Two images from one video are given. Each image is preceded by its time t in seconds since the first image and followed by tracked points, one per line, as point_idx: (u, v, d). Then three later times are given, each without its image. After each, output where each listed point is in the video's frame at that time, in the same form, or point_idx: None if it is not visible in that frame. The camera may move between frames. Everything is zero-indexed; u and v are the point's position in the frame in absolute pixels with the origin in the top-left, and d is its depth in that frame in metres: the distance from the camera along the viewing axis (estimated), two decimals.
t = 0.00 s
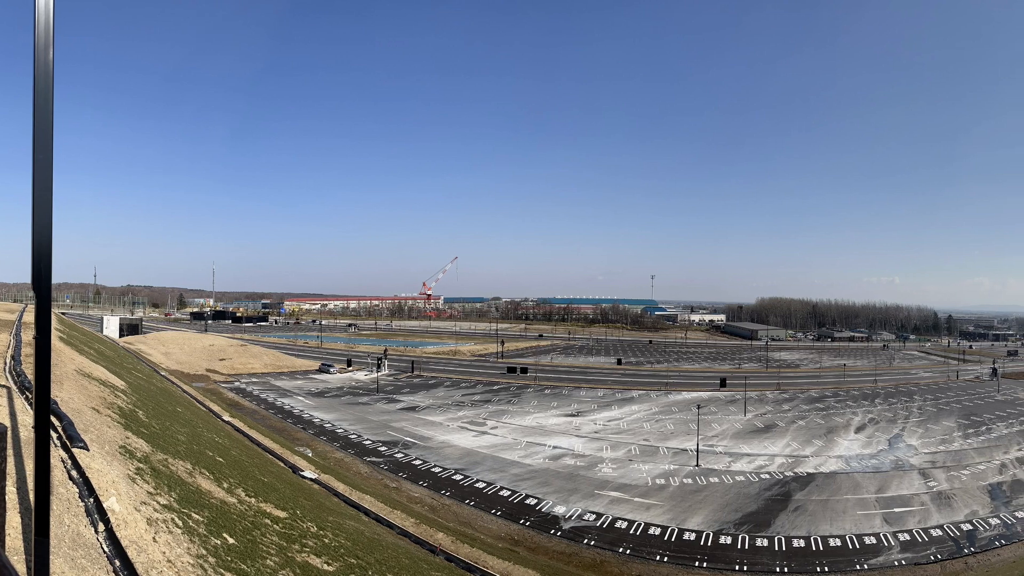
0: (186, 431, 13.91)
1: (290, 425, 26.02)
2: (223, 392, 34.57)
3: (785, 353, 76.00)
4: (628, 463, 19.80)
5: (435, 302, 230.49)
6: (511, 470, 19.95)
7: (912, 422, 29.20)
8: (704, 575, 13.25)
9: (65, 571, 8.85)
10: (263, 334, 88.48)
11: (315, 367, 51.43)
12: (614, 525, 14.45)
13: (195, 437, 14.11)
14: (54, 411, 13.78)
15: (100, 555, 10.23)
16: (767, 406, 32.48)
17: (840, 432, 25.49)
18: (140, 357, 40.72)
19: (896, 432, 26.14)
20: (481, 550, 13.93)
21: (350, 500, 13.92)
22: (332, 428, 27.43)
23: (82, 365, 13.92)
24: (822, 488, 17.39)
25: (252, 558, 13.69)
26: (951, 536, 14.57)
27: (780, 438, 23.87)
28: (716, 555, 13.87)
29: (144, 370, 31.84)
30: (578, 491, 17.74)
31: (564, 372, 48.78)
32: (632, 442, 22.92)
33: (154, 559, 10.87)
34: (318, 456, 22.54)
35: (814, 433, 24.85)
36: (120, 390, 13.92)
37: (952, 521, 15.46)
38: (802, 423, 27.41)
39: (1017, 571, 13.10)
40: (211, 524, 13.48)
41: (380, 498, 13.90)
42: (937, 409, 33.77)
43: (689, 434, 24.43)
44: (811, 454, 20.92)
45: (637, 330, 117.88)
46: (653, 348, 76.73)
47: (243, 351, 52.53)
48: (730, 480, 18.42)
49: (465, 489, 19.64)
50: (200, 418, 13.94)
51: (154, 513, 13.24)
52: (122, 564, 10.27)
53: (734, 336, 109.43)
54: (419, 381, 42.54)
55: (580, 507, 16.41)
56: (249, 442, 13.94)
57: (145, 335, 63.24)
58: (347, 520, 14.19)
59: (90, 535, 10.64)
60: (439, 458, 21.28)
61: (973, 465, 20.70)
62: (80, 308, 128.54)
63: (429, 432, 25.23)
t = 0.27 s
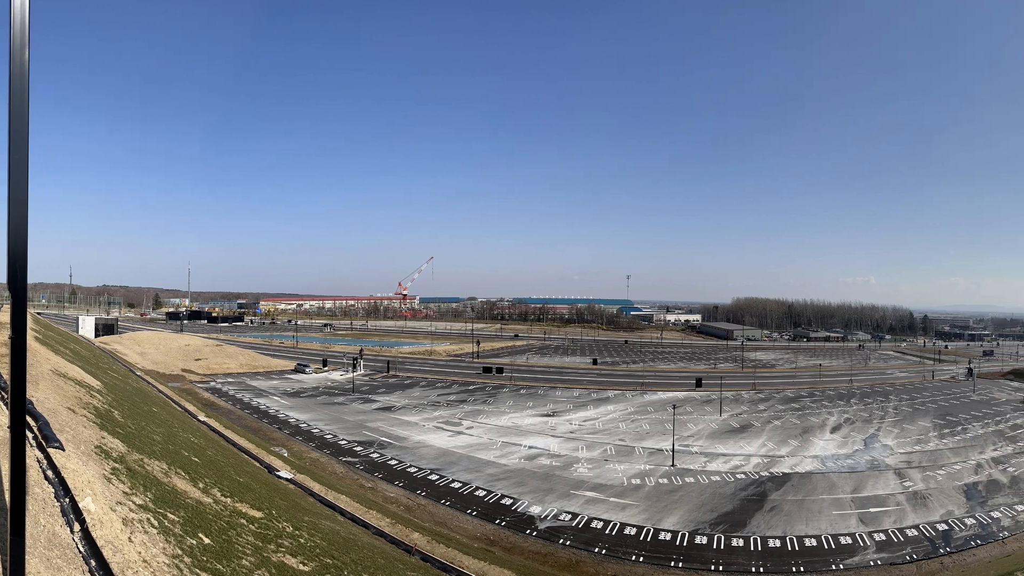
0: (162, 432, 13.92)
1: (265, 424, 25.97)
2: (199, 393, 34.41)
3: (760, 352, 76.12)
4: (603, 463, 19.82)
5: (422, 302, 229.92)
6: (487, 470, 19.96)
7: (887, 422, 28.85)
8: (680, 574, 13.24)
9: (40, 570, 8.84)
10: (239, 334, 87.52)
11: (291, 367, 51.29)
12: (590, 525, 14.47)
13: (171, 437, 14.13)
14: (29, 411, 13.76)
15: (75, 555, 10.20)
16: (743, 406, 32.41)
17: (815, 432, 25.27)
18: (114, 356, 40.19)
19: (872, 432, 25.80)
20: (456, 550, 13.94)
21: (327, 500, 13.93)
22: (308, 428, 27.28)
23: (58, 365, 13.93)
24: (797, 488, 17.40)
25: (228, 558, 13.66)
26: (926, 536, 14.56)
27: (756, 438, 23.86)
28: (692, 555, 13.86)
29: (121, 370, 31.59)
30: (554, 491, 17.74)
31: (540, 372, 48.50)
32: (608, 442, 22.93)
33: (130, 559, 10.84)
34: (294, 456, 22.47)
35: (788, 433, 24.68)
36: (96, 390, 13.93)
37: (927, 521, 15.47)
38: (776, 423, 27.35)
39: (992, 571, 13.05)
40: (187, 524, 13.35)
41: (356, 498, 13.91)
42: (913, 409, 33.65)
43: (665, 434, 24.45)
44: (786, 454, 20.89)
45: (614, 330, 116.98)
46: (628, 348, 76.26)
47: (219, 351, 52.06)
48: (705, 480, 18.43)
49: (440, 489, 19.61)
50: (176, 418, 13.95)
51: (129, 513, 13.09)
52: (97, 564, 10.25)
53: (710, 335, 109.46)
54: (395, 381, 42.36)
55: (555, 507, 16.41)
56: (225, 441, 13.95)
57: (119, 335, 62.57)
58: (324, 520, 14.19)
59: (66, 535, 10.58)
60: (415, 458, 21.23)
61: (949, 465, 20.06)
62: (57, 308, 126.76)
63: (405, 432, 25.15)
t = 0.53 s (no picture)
0: (138, 431, 13.92)
1: (241, 424, 25.86)
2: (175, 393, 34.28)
3: (736, 352, 75.91)
4: (579, 463, 19.80)
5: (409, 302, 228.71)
6: (463, 470, 19.95)
7: (863, 422, 28.64)
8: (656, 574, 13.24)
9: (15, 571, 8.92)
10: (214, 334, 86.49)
11: (266, 367, 50.90)
12: (566, 525, 14.48)
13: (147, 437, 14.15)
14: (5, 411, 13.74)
15: (51, 554, 10.27)
16: (719, 406, 32.35)
17: (791, 432, 25.13)
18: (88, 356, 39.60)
19: (849, 432, 25.53)
20: (432, 550, 13.94)
21: (303, 500, 13.93)
22: (284, 428, 27.10)
23: (34, 365, 13.93)
24: (773, 488, 17.40)
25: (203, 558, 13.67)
26: (902, 536, 14.57)
27: (732, 438, 23.81)
28: (668, 555, 13.86)
29: (97, 370, 31.39)
30: (530, 491, 17.71)
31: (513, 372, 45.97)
32: (584, 442, 22.90)
33: (106, 558, 10.87)
34: (270, 455, 22.38)
35: (764, 433, 24.64)
36: (72, 390, 13.94)
37: (902, 521, 15.47)
38: (752, 423, 27.28)
39: (968, 570, 13.05)
40: (163, 523, 13.20)
41: (332, 498, 13.91)
42: (889, 409, 33.57)
43: (641, 434, 24.43)
44: (762, 454, 20.88)
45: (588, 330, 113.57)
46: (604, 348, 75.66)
47: (195, 350, 51.63)
48: (680, 480, 18.42)
49: (416, 489, 19.54)
50: (152, 418, 13.95)
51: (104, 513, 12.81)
52: (74, 564, 10.34)
53: (686, 335, 108.80)
54: (371, 381, 42.08)
55: (531, 507, 16.39)
56: (201, 441, 13.95)
57: (94, 335, 62.05)
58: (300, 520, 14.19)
59: (42, 535, 10.61)
60: (391, 458, 21.15)
61: (924, 465, 19.88)
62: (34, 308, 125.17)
63: (381, 432, 25.02)
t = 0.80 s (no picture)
0: (113, 431, 13.90)
1: (216, 424, 25.79)
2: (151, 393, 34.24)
3: (711, 352, 75.81)
4: (554, 463, 19.82)
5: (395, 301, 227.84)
6: (439, 470, 19.95)
7: (839, 422, 28.58)
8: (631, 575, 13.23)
9: None
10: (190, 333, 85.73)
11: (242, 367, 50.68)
12: (541, 525, 14.48)
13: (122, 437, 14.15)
14: None
15: (26, 555, 10.01)
16: (695, 406, 32.38)
17: (767, 432, 25.13)
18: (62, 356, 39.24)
19: (824, 432, 25.57)
20: (407, 550, 13.94)
21: (278, 500, 13.96)
22: (259, 428, 26.98)
23: (9, 365, 13.92)
24: (749, 488, 17.41)
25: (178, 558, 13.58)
26: (877, 536, 14.58)
27: (707, 438, 23.82)
28: (644, 555, 13.85)
29: (72, 371, 31.22)
30: (505, 491, 17.72)
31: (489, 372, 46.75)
32: (559, 442, 22.91)
33: (82, 558, 10.58)
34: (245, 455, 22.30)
35: (739, 433, 24.68)
36: (47, 390, 13.93)
37: (878, 521, 15.48)
38: (728, 423, 27.31)
39: (944, 570, 13.04)
40: (139, 523, 13.15)
41: (308, 498, 13.92)
42: (864, 409, 33.58)
43: (616, 434, 24.45)
44: (737, 454, 20.90)
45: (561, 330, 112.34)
46: (579, 348, 75.25)
47: (171, 350, 51.37)
48: (656, 480, 18.43)
49: (392, 489, 19.49)
50: (127, 418, 13.97)
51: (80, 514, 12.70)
52: (49, 564, 10.10)
53: (660, 335, 108.59)
54: (347, 381, 41.95)
55: (506, 507, 16.40)
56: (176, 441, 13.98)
57: (70, 335, 61.95)
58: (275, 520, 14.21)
59: (16, 536, 10.41)
60: (366, 458, 21.10)
61: (899, 465, 19.82)
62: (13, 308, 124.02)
63: (356, 432, 24.94)
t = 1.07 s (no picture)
0: (89, 431, 13.91)
1: (191, 424, 25.73)
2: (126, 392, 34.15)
3: (687, 352, 75.64)
4: (530, 463, 19.82)
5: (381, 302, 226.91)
6: (414, 470, 19.92)
7: (814, 422, 28.54)
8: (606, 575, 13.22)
9: None
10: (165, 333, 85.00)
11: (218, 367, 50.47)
12: (517, 525, 14.46)
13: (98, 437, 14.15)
14: None
15: None
16: (670, 406, 32.36)
17: (742, 432, 25.13)
18: (36, 356, 38.89)
19: (800, 432, 25.55)
20: (383, 550, 13.93)
21: (254, 500, 13.93)
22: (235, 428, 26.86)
23: None
24: (724, 488, 17.41)
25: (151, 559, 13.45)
26: (853, 536, 14.58)
27: (683, 438, 23.81)
28: (619, 555, 13.86)
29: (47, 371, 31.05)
30: (481, 491, 17.71)
31: (465, 372, 46.84)
32: (535, 442, 22.91)
33: (57, 559, 10.44)
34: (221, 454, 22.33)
35: (715, 433, 24.67)
36: (24, 390, 13.90)
37: (853, 521, 15.49)
38: (704, 423, 27.31)
39: (919, 570, 13.04)
40: (115, 523, 13.03)
41: (283, 498, 13.90)
42: (840, 409, 33.52)
43: (592, 434, 24.44)
44: (713, 454, 20.90)
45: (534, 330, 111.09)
46: (555, 348, 74.84)
47: (146, 351, 51.08)
48: (632, 480, 18.43)
49: (367, 489, 19.42)
50: (103, 418, 13.96)
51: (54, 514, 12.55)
52: (24, 564, 9.92)
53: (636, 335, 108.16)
54: (322, 381, 41.81)
55: (481, 507, 16.39)
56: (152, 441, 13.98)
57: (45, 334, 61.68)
58: (251, 520, 14.18)
59: None
60: (342, 458, 21.01)
61: (875, 465, 19.80)
62: None
63: (332, 432, 24.82)
